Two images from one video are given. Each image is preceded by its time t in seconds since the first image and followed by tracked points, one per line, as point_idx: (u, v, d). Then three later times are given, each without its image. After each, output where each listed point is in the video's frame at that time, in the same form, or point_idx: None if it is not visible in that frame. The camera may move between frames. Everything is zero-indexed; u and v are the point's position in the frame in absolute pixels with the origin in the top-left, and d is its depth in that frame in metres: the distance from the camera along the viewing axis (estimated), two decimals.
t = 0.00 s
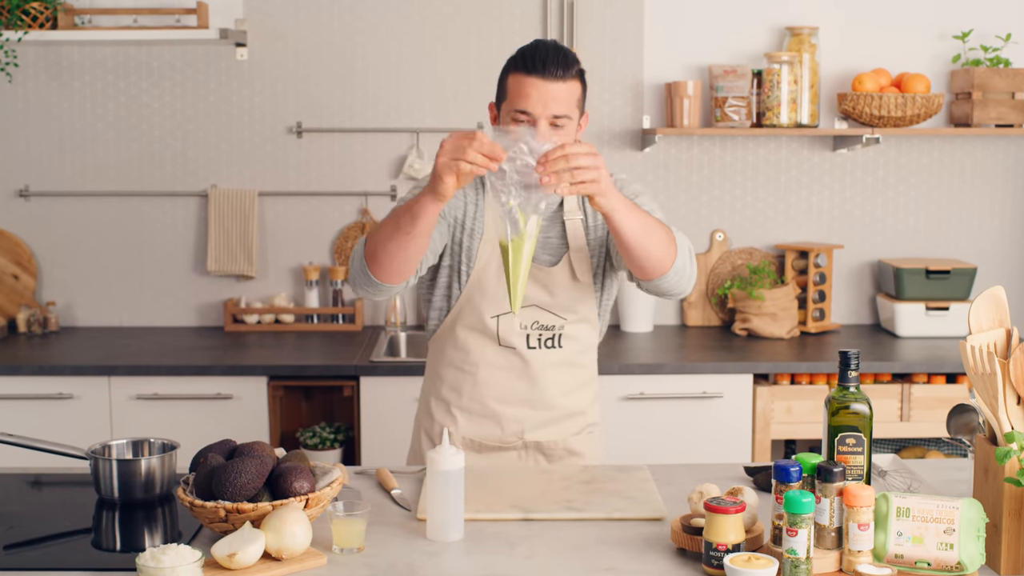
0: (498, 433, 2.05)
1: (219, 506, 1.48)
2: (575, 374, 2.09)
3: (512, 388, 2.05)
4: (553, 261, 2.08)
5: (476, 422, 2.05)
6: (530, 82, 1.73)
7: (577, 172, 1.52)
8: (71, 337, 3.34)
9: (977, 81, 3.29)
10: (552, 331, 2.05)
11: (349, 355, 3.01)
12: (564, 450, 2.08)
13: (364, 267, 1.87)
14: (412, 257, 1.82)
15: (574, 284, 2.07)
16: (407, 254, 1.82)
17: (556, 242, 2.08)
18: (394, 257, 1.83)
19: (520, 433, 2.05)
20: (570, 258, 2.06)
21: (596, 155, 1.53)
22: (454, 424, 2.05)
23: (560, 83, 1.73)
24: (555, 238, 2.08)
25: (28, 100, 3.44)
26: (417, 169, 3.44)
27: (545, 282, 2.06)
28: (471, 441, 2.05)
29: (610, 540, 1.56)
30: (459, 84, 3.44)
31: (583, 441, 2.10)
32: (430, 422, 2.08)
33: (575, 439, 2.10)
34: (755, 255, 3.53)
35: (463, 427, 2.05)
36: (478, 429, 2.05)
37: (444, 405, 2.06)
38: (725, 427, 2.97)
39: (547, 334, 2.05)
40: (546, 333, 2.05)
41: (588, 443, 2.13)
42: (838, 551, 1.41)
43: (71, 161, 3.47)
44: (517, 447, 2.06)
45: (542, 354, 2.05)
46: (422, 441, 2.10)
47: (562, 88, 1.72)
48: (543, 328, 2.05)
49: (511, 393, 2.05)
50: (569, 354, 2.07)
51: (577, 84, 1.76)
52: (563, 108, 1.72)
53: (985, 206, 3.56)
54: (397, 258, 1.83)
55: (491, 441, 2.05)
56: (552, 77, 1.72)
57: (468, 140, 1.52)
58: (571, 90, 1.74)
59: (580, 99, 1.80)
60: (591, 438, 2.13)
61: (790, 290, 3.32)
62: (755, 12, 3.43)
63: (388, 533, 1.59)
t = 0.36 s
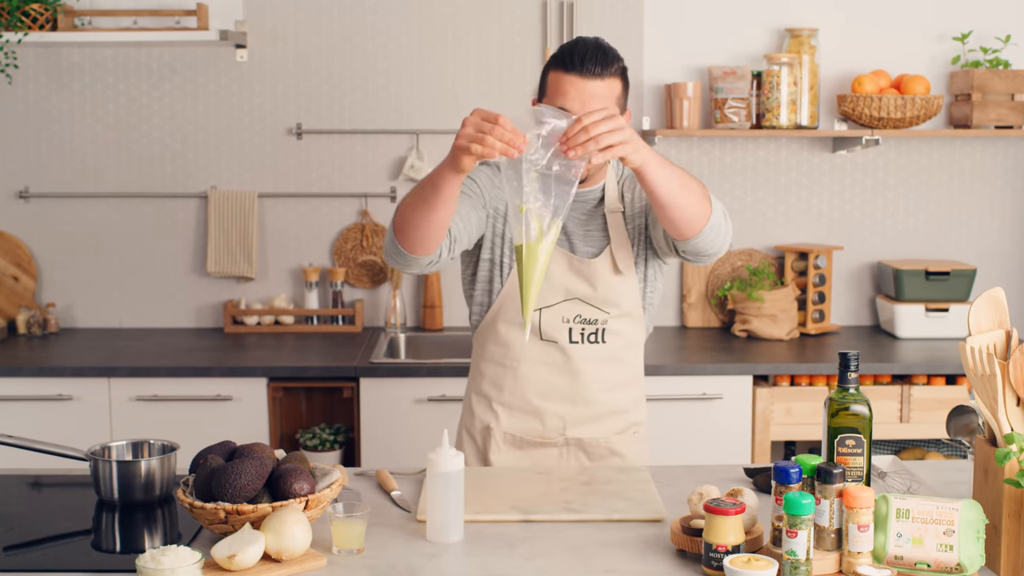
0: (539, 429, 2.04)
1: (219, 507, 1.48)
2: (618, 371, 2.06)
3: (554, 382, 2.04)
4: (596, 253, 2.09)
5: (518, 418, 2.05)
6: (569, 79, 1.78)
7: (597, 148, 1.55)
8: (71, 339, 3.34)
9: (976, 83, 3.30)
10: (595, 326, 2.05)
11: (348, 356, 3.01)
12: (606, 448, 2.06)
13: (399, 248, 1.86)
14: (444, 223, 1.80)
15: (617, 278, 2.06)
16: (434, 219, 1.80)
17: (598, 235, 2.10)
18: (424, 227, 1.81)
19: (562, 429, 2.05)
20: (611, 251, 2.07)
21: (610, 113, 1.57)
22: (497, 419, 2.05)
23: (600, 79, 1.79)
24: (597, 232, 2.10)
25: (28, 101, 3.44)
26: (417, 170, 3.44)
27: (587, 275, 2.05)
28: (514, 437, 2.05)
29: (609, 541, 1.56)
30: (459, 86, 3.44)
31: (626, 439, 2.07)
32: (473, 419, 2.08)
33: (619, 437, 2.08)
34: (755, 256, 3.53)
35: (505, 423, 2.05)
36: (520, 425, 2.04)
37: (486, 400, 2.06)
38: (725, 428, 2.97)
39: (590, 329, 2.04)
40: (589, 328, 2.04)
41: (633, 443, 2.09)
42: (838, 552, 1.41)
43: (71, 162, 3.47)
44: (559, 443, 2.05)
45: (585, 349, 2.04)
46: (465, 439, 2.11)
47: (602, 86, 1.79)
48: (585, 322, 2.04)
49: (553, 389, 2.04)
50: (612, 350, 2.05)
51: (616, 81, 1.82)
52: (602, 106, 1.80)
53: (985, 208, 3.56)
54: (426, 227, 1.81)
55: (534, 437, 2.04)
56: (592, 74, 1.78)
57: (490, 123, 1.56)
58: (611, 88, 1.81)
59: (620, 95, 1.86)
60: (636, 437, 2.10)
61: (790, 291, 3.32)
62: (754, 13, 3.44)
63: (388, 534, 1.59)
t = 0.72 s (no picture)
0: (551, 430, 2.06)
1: (219, 507, 1.48)
2: (631, 374, 2.07)
3: (568, 385, 2.04)
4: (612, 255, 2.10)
5: (530, 418, 2.06)
6: (592, 73, 1.82)
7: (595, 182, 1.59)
8: (70, 339, 3.34)
9: (975, 83, 3.30)
10: (609, 329, 2.05)
11: (347, 356, 3.01)
12: (616, 450, 2.06)
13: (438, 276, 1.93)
14: (466, 268, 1.88)
15: (631, 279, 2.06)
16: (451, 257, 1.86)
17: (614, 237, 2.11)
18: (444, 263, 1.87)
19: (573, 431, 2.06)
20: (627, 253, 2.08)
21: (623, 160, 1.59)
22: (509, 419, 2.06)
23: (622, 75, 1.83)
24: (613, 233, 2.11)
25: (27, 101, 3.44)
26: (416, 170, 3.44)
27: (603, 277, 2.06)
28: (525, 437, 2.06)
29: (609, 541, 1.56)
30: (459, 86, 3.44)
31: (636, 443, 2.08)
32: (485, 417, 2.09)
33: (629, 440, 2.09)
34: (755, 256, 3.53)
35: (517, 423, 2.06)
36: (532, 425, 2.05)
37: (499, 399, 2.07)
38: (724, 428, 2.97)
39: (604, 332, 2.04)
40: (604, 331, 2.04)
41: (642, 446, 2.10)
42: (837, 553, 1.41)
43: (70, 162, 3.47)
44: (569, 445, 2.06)
45: (599, 351, 2.04)
46: (475, 436, 2.12)
47: (624, 82, 1.83)
48: (600, 325, 2.04)
49: (566, 391, 2.04)
50: (626, 353, 2.05)
51: (639, 79, 1.86)
52: (624, 102, 1.83)
53: (985, 208, 3.57)
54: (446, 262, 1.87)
55: (544, 438, 2.06)
56: (614, 69, 1.82)
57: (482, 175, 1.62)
58: (634, 84, 1.84)
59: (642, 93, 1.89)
60: (646, 440, 2.11)
61: (790, 291, 3.32)
62: (753, 13, 3.44)
63: (387, 534, 1.59)
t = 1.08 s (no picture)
0: (548, 430, 2.06)
1: (215, 507, 1.48)
2: (628, 374, 2.08)
3: (566, 385, 2.05)
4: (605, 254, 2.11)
5: (528, 419, 2.06)
6: (578, 68, 1.87)
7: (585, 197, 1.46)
8: (66, 339, 3.34)
9: (972, 83, 3.30)
10: (606, 328, 2.05)
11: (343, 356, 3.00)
12: (613, 451, 2.08)
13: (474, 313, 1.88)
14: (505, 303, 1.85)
15: (627, 280, 2.08)
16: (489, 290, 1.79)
17: (608, 235, 2.11)
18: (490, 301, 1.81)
19: (570, 431, 2.06)
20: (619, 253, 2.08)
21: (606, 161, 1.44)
22: (507, 419, 2.06)
23: (607, 67, 1.87)
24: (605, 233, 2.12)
25: (23, 101, 3.44)
26: (413, 170, 3.44)
27: (598, 276, 2.07)
28: (523, 436, 2.07)
29: (605, 541, 1.56)
30: (455, 86, 3.44)
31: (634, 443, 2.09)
32: (482, 417, 2.10)
33: (626, 440, 2.10)
34: (751, 256, 3.54)
35: (515, 423, 2.06)
36: (530, 425, 2.06)
37: (497, 400, 2.08)
38: (721, 428, 2.97)
39: (601, 331, 2.05)
40: (601, 330, 2.05)
41: (639, 446, 2.11)
42: (834, 553, 1.41)
43: (66, 162, 3.47)
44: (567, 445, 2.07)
45: (596, 351, 2.05)
46: (473, 436, 2.12)
47: (610, 73, 1.87)
48: (597, 324, 2.05)
49: (564, 391, 2.05)
50: (623, 352, 2.06)
51: (625, 71, 1.90)
52: (611, 94, 1.87)
53: (981, 208, 3.57)
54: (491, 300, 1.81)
55: (542, 438, 2.06)
56: (598, 62, 1.87)
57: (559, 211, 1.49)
58: (620, 76, 1.88)
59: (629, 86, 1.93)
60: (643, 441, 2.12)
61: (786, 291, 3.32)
62: (750, 13, 3.44)
63: (384, 535, 1.59)
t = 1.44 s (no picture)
0: (528, 436, 2.07)
1: (214, 507, 1.48)
2: (606, 377, 2.08)
3: (543, 390, 2.06)
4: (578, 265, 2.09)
5: (507, 426, 2.07)
6: (540, 70, 1.89)
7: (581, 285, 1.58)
8: (65, 339, 3.33)
9: (971, 83, 3.30)
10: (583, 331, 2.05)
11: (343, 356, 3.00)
12: (594, 453, 2.09)
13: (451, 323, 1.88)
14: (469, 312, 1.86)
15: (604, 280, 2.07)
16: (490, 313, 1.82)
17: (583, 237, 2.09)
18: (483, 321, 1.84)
19: (550, 436, 2.07)
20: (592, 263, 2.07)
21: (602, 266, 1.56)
22: (485, 428, 2.08)
23: (567, 67, 1.89)
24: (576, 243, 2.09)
25: (22, 100, 3.44)
26: (412, 170, 3.44)
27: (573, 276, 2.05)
28: (502, 444, 2.08)
29: (604, 541, 1.56)
30: (454, 85, 3.44)
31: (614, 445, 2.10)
32: (462, 426, 2.11)
33: (606, 442, 2.10)
34: (750, 256, 3.54)
35: (494, 431, 2.08)
36: (508, 432, 2.07)
37: (475, 409, 2.09)
38: (720, 428, 2.97)
39: (578, 334, 2.05)
40: (578, 333, 2.05)
41: (621, 448, 2.12)
42: (832, 553, 1.41)
43: (65, 162, 3.46)
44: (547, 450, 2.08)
45: (573, 354, 2.05)
46: (454, 444, 2.14)
47: (572, 73, 1.89)
48: (574, 328, 2.05)
49: (541, 396, 2.06)
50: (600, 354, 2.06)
51: (585, 68, 1.91)
52: (574, 93, 1.89)
53: (981, 208, 3.57)
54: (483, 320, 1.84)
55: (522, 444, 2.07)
56: (559, 62, 1.88)
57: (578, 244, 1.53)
58: (581, 74, 1.90)
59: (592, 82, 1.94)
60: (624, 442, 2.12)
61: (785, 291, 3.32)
62: (749, 13, 3.44)
63: (383, 535, 1.59)
